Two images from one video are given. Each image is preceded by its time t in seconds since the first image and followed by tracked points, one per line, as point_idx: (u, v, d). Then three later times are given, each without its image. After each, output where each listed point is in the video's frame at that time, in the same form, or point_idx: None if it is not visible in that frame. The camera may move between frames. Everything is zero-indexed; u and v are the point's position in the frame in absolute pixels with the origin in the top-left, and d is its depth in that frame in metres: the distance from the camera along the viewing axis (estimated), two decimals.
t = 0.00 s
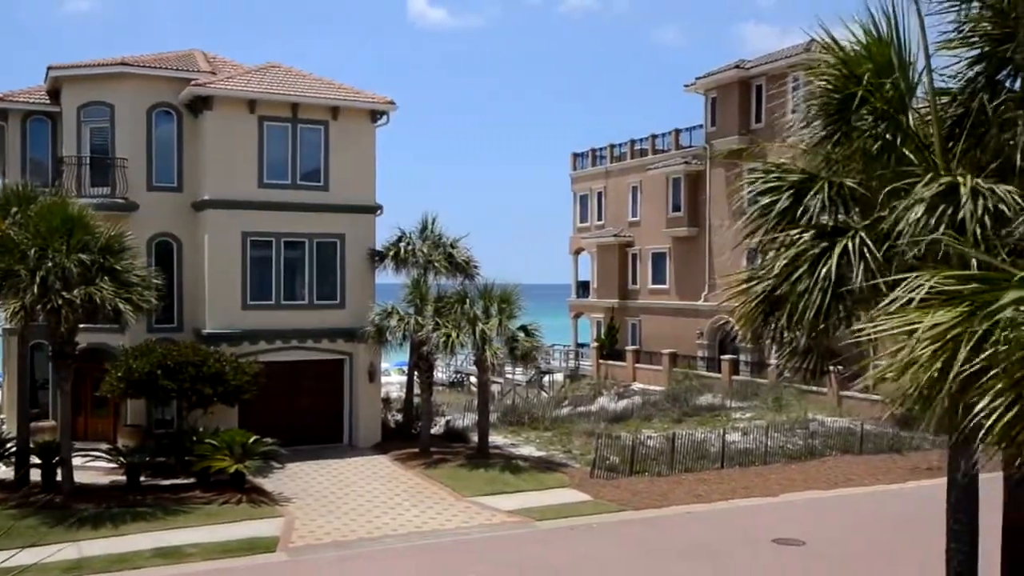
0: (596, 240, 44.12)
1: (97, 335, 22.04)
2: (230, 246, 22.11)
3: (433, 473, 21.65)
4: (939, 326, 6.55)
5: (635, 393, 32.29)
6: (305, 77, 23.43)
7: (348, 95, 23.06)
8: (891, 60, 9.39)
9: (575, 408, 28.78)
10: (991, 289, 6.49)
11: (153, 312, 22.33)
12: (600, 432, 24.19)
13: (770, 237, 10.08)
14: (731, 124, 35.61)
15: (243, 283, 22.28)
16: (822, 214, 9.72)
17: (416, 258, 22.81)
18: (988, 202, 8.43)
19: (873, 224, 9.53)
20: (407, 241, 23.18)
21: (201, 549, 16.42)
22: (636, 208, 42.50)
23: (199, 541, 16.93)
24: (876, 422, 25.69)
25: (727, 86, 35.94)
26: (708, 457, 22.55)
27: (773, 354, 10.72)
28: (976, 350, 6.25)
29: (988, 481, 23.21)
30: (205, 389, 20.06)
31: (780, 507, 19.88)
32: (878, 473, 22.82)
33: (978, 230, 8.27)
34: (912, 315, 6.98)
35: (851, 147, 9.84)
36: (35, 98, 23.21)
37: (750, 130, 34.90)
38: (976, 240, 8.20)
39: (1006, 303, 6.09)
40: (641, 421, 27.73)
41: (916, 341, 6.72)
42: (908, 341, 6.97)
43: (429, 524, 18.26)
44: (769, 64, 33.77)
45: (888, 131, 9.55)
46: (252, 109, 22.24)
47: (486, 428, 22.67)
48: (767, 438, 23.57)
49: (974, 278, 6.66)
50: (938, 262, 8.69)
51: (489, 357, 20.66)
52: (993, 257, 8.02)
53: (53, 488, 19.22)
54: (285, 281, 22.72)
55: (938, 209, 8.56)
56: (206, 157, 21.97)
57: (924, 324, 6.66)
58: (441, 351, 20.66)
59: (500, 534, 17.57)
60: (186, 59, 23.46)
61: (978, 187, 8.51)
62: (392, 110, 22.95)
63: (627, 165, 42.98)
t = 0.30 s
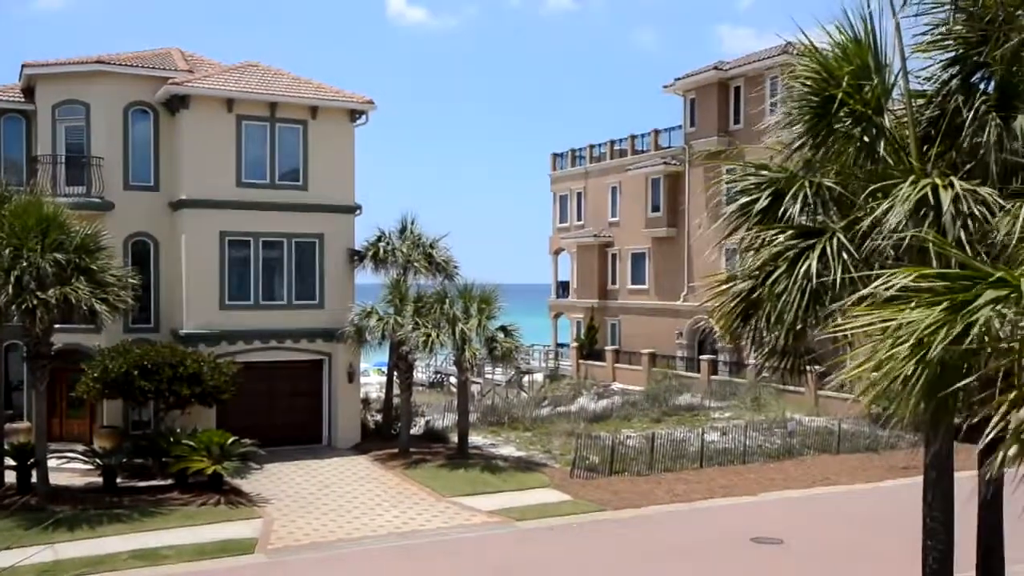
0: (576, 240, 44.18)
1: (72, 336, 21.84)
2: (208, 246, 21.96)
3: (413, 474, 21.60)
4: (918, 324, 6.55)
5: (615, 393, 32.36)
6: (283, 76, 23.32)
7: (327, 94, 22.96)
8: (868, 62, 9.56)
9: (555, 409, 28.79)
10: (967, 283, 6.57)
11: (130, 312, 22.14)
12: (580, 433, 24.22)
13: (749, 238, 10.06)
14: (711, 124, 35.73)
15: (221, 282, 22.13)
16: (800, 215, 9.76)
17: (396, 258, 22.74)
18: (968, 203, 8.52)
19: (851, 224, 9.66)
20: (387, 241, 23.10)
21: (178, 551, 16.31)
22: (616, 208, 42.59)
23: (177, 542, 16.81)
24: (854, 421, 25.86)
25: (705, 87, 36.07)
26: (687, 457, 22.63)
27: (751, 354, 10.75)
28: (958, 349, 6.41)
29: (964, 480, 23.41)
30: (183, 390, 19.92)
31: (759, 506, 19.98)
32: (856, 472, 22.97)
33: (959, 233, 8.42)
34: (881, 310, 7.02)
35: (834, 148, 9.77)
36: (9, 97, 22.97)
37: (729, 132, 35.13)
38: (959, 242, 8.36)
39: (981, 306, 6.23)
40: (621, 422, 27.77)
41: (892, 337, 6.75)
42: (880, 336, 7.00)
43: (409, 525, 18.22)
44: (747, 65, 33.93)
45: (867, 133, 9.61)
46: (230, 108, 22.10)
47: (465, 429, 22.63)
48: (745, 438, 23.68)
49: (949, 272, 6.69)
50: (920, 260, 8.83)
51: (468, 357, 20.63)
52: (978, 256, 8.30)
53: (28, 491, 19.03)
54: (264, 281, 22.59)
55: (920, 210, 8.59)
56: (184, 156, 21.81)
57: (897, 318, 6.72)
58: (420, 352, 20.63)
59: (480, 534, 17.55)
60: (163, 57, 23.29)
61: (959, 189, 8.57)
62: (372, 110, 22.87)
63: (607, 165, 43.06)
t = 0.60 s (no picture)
0: (575, 240, 43.87)
1: (62, 336, 21.52)
2: (199, 245, 21.63)
3: (409, 476, 21.29)
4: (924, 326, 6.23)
5: (614, 394, 32.06)
6: (277, 73, 23.00)
7: (320, 91, 22.63)
8: (872, 58, 9.11)
9: (553, 410, 28.48)
10: (970, 286, 6.26)
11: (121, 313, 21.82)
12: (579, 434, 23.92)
13: (751, 238, 9.85)
14: (710, 122, 35.43)
15: (213, 282, 21.80)
16: (803, 214, 9.41)
17: (391, 258, 22.38)
18: (974, 204, 8.14)
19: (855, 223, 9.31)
20: (382, 240, 22.79)
21: (170, 556, 15.99)
22: (615, 207, 42.30)
23: (169, 546, 16.49)
24: (857, 423, 25.55)
25: (705, 84, 35.77)
26: (687, 459, 22.31)
27: (753, 354, 10.43)
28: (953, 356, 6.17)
29: (969, 483, 23.09)
30: (175, 392, 19.59)
31: (761, 509, 19.67)
32: (858, 474, 22.67)
33: (965, 233, 8.05)
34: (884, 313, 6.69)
35: (836, 147, 9.45)
36: None
37: (730, 128, 34.84)
38: (964, 244, 7.99)
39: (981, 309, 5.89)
40: (620, 423, 27.45)
41: (891, 339, 6.41)
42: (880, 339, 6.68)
43: (405, 528, 17.90)
44: (748, 62, 33.64)
45: (869, 131, 9.22)
46: (222, 105, 21.77)
47: (462, 431, 22.32)
48: (747, 440, 23.37)
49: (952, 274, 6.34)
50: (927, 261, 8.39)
51: (465, 358, 20.32)
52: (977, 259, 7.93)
53: (18, 494, 18.73)
54: (257, 280, 22.26)
55: (924, 212, 8.23)
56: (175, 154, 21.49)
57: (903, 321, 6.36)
58: (415, 353, 20.33)
59: (478, 538, 17.23)
60: (155, 53, 22.97)
61: (963, 189, 8.19)
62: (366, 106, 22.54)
63: (605, 164, 42.75)
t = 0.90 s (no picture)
0: (576, 240, 43.52)
1: (54, 337, 21.21)
2: (194, 244, 21.30)
3: (407, 480, 20.94)
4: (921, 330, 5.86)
5: (616, 396, 31.70)
6: (273, 69, 22.68)
7: (318, 87, 22.32)
8: (877, 56, 8.89)
9: (554, 412, 28.11)
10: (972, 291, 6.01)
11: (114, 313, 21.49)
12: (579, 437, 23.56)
13: (755, 240, 9.45)
14: (714, 119, 35.07)
15: (208, 282, 21.47)
16: (806, 212, 9.05)
17: (389, 257, 22.03)
18: (982, 201, 7.76)
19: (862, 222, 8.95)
20: (380, 240, 22.45)
21: (164, 560, 15.65)
22: (617, 206, 41.93)
23: (163, 551, 16.15)
24: (863, 425, 25.18)
25: (709, 81, 35.42)
26: (690, 462, 21.95)
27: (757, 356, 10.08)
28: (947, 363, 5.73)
29: (976, 486, 22.70)
30: (170, 394, 19.26)
31: (765, 513, 19.31)
32: (865, 478, 22.30)
33: (972, 228, 7.65)
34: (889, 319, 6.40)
35: (839, 144, 9.11)
36: None
37: (733, 125, 34.50)
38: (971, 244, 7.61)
39: (979, 314, 5.48)
40: (622, 426, 27.08)
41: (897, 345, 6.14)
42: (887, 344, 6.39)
43: (403, 533, 17.54)
44: (751, 57, 33.31)
45: (874, 129, 8.93)
46: (218, 102, 21.46)
47: (462, 433, 21.97)
48: (751, 443, 22.99)
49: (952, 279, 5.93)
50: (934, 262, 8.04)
51: (464, 360, 19.98)
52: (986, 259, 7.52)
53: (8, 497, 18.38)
54: (252, 281, 21.92)
55: (930, 205, 7.86)
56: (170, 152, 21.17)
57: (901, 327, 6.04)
58: (414, 354, 19.99)
59: (477, 542, 16.88)
60: (150, 50, 22.65)
61: (970, 183, 7.83)
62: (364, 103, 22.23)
63: (607, 162, 42.40)
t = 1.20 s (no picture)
0: (577, 239, 43.18)
1: (47, 338, 20.91)
2: (189, 244, 20.99)
3: (406, 483, 20.59)
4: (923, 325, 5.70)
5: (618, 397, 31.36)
6: (270, 66, 22.37)
7: (315, 84, 22.01)
8: (884, 52, 8.58)
9: (555, 413, 27.76)
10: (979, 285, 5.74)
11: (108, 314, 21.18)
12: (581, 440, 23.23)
13: (759, 239, 9.13)
14: (718, 116, 34.73)
15: (203, 282, 21.15)
16: (811, 210, 8.73)
17: (387, 257, 21.70)
18: (991, 198, 7.41)
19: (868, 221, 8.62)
20: (378, 239, 22.10)
21: (158, 565, 15.31)
22: (619, 205, 41.60)
23: (157, 555, 15.81)
24: (869, 428, 24.81)
25: (713, 77, 35.08)
26: (694, 465, 21.60)
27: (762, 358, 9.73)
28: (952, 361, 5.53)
29: (984, 490, 22.33)
30: (164, 395, 18.92)
31: (771, 516, 18.96)
32: (871, 481, 21.94)
33: (979, 228, 7.31)
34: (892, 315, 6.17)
35: (846, 141, 8.79)
36: None
37: (738, 123, 34.15)
38: (979, 244, 7.26)
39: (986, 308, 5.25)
40: (624, 428, 26.74)
41: (899, 336, 5.91)
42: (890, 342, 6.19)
43: (402, 537, 17.21)
44: (756, 54, 33.00)
45: (881, 126, 8.65)
46: (213, 99, 21.15)
47: (461, 435, 21.62)
48: (755, 446, 22.63)
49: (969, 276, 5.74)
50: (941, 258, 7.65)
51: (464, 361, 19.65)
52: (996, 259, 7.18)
53: None
54: (249, 281, 21.60)
55: (936, 204, 7.46)
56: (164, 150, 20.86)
57: (903, 322, 5.87)
58: (413, 355, 19.65)
59: (478, 547, 16.54)
60: (145, 46, 22.34)
61: (979, 183, 7.46)
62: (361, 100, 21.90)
63: (609, 161, 42.07)
